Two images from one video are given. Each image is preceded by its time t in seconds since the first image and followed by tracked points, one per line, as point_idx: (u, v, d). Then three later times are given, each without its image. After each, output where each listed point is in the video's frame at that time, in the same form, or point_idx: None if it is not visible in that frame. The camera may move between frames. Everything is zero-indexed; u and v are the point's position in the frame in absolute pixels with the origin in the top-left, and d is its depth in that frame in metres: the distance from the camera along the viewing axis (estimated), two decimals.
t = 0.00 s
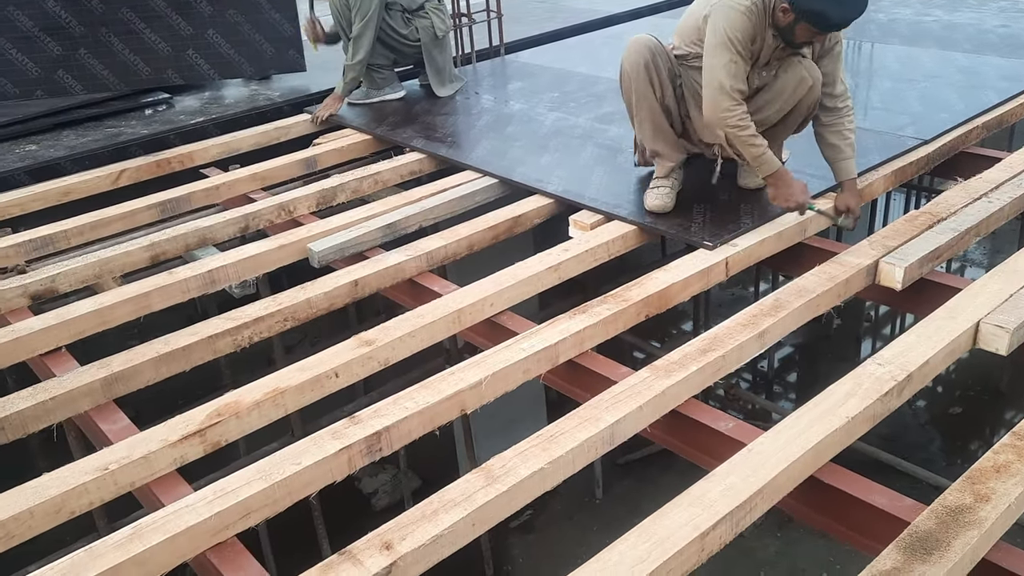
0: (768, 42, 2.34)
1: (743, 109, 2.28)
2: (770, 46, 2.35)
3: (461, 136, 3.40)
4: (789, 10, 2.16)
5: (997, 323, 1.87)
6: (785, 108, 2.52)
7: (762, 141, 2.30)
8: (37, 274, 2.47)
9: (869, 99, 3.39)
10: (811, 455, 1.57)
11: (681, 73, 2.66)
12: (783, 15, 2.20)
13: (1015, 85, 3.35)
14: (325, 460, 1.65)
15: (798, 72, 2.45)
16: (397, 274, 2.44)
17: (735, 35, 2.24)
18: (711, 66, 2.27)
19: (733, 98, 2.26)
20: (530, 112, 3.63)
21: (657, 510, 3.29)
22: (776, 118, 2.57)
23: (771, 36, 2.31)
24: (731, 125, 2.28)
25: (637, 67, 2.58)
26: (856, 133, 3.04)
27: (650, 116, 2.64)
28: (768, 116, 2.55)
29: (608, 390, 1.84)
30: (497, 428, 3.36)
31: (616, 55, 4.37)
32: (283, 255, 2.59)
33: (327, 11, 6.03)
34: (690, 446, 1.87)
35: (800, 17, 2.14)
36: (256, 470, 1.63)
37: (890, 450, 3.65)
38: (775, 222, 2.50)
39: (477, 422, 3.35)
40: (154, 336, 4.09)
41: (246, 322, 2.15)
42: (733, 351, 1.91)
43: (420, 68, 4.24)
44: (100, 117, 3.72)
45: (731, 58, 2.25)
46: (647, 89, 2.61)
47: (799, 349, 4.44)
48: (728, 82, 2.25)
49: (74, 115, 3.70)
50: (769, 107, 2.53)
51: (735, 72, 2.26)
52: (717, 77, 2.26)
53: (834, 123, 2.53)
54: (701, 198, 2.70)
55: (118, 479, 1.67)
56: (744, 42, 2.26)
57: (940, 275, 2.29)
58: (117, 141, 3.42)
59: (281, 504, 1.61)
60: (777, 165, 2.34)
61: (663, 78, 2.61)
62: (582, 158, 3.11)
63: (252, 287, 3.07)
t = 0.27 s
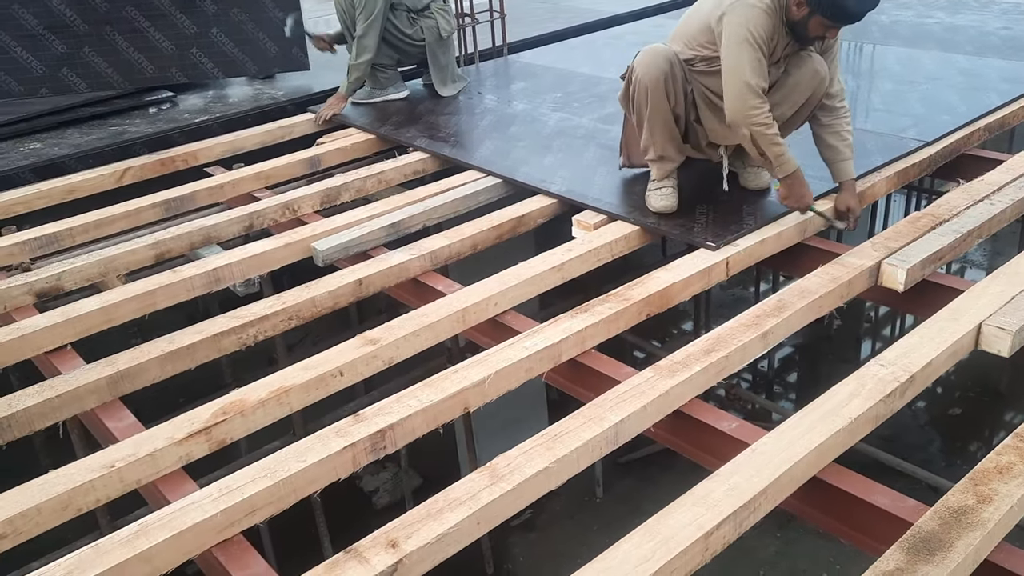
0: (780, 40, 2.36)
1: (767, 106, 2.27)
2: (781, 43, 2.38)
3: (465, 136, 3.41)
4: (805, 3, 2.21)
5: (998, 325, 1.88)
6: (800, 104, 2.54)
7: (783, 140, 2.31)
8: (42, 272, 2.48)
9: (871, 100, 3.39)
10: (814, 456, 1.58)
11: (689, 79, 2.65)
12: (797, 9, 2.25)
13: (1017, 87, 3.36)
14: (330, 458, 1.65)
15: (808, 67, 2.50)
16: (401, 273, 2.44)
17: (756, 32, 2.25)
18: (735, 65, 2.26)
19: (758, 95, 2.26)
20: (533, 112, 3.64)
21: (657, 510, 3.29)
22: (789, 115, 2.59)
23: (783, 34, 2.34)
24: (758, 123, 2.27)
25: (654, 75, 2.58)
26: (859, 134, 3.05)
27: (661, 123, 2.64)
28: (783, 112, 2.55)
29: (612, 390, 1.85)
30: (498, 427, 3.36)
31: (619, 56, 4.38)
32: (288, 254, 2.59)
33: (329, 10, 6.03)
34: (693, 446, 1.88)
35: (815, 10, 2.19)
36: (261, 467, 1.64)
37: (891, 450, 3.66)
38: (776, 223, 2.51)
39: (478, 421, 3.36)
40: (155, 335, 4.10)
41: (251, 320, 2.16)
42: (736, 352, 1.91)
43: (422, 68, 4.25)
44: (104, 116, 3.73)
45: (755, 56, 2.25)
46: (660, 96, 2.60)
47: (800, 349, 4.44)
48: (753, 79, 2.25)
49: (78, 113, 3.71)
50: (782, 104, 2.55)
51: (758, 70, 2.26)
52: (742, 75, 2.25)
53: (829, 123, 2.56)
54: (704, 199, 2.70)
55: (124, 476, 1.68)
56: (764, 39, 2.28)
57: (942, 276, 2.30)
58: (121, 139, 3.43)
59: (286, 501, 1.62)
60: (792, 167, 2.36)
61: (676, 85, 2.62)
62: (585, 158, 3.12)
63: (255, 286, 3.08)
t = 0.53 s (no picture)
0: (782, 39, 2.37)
1: (751, 110, 2.30)
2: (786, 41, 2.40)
3: (466, 136, 3.41)
4: None
5: (1000, 326, 1.88)
6: (812, 91, 2.57)
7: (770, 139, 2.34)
8: (43, 270, 2.48)
9: (872, 101, 3.40)
10: (816, 455, 1.58)
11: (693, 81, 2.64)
12: (800, 6, 2.27)
13: (1018, 89, 3.36)
14: (333, 456, 1.65)
15: (815, 56, 2.53)
16: (403, 273, 2.44)
17: (747, 37, 2.26)
18: (724, 70, 2.28)
19: (742, 101, 2.29)
20: (535, 112, 3.64)
21: (657, 511, 3.29)
22: (800, 106, 2.60)
23: (787, 32, 2.36)
24: (740, 126, 2.31)
25: (665, 80, 2.56)
26: (860, 136, 3.05)
27: (668, 126, 2.62)
28: (794, 105, 2.57)
29: (614, 389, 1.85)
30: (497, 426, 3.36)
31: (620, 56, 4.38)
32: (290, 253, 2.59)
33: (330, 10, 6.03)
34: (695, 446, 1.88)
35: (821, 3, 2.21)
36: (264, 465, 1.64)
37: (890, 451, 3.66)
38: (777, 224, 2.51)
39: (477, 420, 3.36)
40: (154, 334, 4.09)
41: (253, 319, 2.16)
42: (738, 352, 1.92)
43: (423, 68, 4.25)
44: (105, 114, 3.73)
45: (744, 61, 2.26)
46: (669, 101, 2.58)
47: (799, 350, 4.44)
48: (740, 85, 2.27)
49: (79, 111, 3.71)
50: (792, 96, 2.57)
51: (747, 75, 2.28)
52: (728, 81, 2.28)
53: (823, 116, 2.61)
54: (704, 199, 2.70)
55: (126, 474, 1.68)
56: (757, 43, 2.29)
57: (943, 277, 2.30)
58: (122, 138, 3.43)
59: (289, 499, 1.62)
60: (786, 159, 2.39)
61: (686, 88, 2.61)
62: (586, 158, 3.12)
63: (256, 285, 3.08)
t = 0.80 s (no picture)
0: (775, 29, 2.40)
1: (742, 104, 2.33)
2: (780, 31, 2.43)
3: (470, 131, 3.42)
4: None
5: (1002, 318, 1.89)
6: (808, 75, 2.61)
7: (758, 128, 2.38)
8: (49, 264, 2.49)
9: (874, 96, 3.41)
10: (819, 445, 1.59)
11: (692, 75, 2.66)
12: None
13: (1020, 84, 3.37)
14: (339, 446, 1.67)
15: (807, 43, 2.58)
16: (407, 266, 2.46)
17: (740, 34, 2.28)
18: (716, 64, 2.31)
19: (733, 95, 2.31)
20: (537, 107, 3.65)
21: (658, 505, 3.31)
22: (798, 91, 2.63)
23: (779, 20, 2.39)
24: (729, 118, 2.34)
25: (662, 72, 2.57)
26: (862, 130, 3.06)
27: (668, 118, 2.63)
28: (793, 90, 2.60)
29: (618, 381, 1.87)
30: (499, 420, 3.37)
31: (623, 52, 4.38)
32: (294, 247, 2.61)
33: (333, 5, 6.03)
34: (698, 437, 1.89)
35: None
36: (271, 455, 1.65)
37: (891, 446, 3.67)
38: (779, 218, 2.51)
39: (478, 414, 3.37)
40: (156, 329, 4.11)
41: (259, 312, 2.18)
42: (742, 344, 1.93)
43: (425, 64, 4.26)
44: (108, 110, 3.74)
45: (738, 58, 2.29)
46: (668, 92, 2.59)
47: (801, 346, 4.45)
48: (732, 81, 2.30)
49: (82, 107, 3.72)
50: (789, 81, 2.60)
51: (740, 71, 2.31)
52: (719, 76, 2.31)
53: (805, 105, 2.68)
54: (706, 194, 2.71)
55: (135, 465, 1.69)
56: (751, 35, 2.31)
57: (945, 271, 2.31)
58: (126, 133, 3.44)
59: (296, 489, 1.63)
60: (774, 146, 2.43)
61: (684, 81, 2.61)
62: (590, 153, 3.13)
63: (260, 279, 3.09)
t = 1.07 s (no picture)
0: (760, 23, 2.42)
1: (717, 95, 2.38)
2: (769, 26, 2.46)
3: (469, 127, 3.42)
4: None
5: (999, 314, 1.90)
6: (800, 69, 2.63)
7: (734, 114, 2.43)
8: (48, 258, 2.49)
9: (873, 93, 3.41)
10: (816, 440, 1.59)
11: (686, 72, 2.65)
12: None
13: (1020, 82, 3.37)
14: (338, 439, 1.67)
15: (797, 38, 2.60)
16: (406, 261, 2.46)
17: (722, 27, 2.33)
18: (697, 56, 2.35)
19: (709, 86, 2.35)
20: (537, 103, 3.65)
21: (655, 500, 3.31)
22: (791, 84, 2.66)
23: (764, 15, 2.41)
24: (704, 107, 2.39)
25: (654, 71, 2.57)
26: (861, 127, 3.06)
27: (664, 115, 2.62)
28: (784, 84, 2.63)
29: (615, 376, 1.87)
30: (497, 416, 3.37)
31: (622, 48, 4.38)
32: (293, 242, 2.61)
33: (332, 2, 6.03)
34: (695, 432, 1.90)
35: None
36: (269, 448, 1.66)
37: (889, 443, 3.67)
38: (778, 214, 2.52)
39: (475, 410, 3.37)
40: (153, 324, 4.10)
41: (257, 306, 2.18)
42: (739, 339, 1.93)
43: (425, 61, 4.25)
44: (107, 105, 3.73)
45: (718, 50, 2.33)
46: (661, 89, 2.59)
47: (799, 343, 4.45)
48: (710, 72, 2.34)
49: (81, 101, 3.72)
50: (781, 75, 2.63)
51: (719, 63, 2.35)
52: (698, 68, 2.35)
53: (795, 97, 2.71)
54: (705, 190, 2.71)
55: (133, 457, 1.70)
56: (733, 28, 2.34)
57: (942, 267, 2.31)
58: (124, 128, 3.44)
59: (293, 482, 1.63)
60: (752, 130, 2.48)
61: (677, 78, 2.61)
62: (589, 149, 3.13)
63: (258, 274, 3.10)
